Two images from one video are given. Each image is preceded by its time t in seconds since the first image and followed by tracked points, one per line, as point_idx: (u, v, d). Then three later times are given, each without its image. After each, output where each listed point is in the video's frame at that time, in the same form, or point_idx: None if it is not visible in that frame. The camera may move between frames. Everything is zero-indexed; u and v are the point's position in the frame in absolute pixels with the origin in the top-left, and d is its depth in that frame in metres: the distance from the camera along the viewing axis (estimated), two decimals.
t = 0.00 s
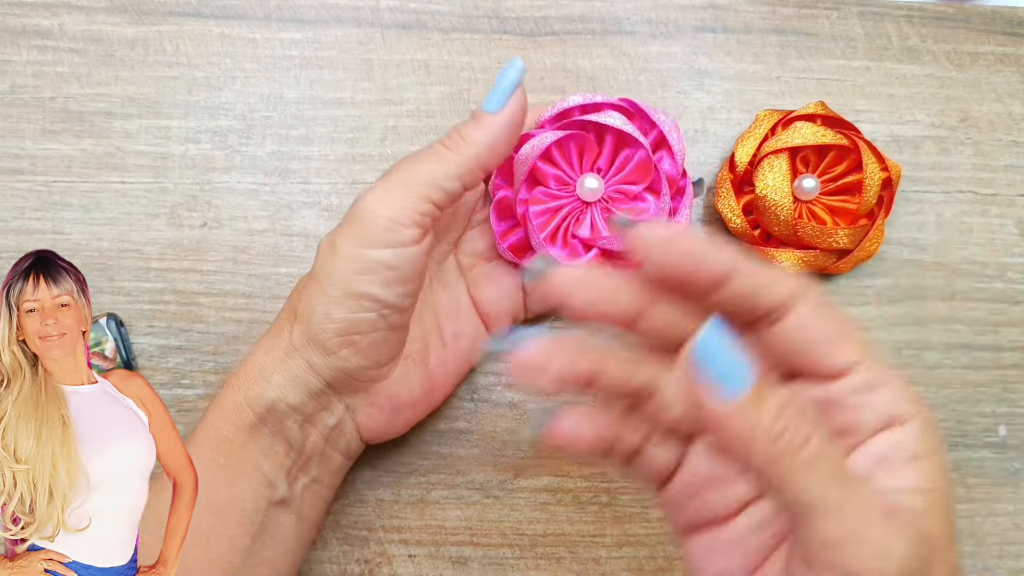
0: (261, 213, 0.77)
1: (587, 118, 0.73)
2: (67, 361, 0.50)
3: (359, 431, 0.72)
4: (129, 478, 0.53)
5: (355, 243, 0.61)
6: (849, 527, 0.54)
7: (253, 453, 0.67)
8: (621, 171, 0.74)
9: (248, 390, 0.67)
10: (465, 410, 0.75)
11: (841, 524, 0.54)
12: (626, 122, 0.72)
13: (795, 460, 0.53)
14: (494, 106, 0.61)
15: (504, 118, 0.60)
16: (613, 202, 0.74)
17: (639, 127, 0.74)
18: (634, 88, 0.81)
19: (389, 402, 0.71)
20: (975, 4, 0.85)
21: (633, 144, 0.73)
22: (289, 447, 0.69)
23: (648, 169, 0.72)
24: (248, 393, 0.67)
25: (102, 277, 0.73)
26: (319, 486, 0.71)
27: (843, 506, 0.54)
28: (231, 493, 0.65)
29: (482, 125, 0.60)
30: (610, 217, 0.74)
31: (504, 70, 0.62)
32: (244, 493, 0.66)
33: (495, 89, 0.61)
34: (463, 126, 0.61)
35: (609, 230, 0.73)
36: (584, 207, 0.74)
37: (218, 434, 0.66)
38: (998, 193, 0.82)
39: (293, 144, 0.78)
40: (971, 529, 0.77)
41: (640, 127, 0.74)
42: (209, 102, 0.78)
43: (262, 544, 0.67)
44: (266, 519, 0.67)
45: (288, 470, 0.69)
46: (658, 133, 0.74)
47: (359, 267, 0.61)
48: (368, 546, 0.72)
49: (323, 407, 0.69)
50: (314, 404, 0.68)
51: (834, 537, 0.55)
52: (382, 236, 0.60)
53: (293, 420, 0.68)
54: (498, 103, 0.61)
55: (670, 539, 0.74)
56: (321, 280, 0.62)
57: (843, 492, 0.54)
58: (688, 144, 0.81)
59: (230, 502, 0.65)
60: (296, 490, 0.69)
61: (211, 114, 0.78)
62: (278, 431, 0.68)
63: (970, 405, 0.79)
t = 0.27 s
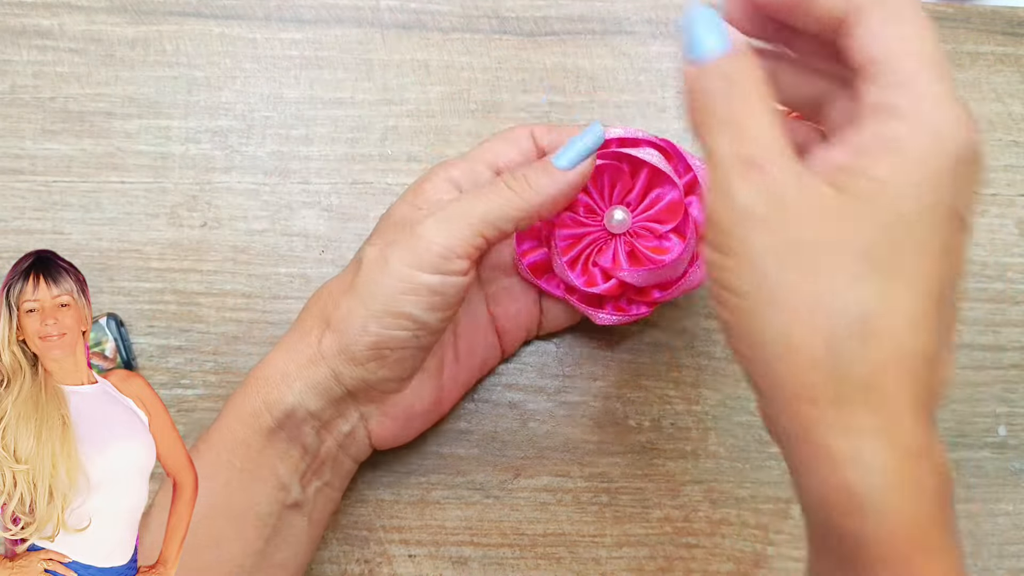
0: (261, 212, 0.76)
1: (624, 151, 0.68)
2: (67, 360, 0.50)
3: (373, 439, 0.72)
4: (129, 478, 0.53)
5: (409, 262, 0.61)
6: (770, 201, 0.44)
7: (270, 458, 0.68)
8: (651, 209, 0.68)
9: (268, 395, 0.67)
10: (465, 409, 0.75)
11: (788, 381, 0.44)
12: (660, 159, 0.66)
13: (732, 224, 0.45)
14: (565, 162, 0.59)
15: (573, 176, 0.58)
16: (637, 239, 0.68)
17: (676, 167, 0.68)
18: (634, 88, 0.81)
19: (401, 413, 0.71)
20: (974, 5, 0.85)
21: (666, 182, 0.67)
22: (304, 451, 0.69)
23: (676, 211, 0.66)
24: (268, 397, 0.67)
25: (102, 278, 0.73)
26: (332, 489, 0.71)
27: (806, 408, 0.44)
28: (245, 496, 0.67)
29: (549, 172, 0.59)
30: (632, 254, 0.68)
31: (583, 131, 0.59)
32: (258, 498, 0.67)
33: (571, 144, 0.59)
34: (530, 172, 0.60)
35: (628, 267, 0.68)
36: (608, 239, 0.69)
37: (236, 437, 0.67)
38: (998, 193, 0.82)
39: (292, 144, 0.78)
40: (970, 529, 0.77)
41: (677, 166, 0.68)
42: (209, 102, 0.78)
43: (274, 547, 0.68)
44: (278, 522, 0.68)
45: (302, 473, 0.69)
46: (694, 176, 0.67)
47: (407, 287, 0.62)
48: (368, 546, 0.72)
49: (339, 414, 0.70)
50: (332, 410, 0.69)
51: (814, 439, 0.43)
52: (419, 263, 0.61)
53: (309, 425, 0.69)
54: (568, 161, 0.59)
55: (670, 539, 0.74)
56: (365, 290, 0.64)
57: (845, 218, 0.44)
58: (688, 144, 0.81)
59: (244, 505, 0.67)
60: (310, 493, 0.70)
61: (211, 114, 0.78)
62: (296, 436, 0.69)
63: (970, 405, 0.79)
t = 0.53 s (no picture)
0: (261, 213, 0.77)
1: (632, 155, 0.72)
2: (67, 361, 0.50)
3: (372, 437, 0.72)
4: (129, 478, 0.53)
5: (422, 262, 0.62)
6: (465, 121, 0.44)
7: (272, 456, 0.67)
8: (656, 213, 0.73)
9: (269, 394, 0.66)
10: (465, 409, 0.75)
11: (510, 398, 0.38)
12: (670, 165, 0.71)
13: (464, 187, 0.42)
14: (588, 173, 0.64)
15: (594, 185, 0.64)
16: (643, 240, 0.72)
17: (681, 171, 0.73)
18: (634, 88, 0.82)
19: (404, 413, 0.71)
20: (974, 5, 0.85)
21: (671, 186, 0.72)
22: (306, 450, 0.68)
23: (686, 214, 0.71)
24: (269, 397, 0.66)
25: (102, 278, 0.73)
26: (332, 485, 0.71)
27: (542, 391, 0.37)
28: (248, 496, 0.65)
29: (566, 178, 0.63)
30: (638, 255, 0.72)
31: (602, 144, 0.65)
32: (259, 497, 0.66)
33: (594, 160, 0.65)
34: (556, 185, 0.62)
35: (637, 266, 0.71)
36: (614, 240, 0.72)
37: (239, 434, 0.65)
38: (998, 193, 0.82)
39: (292, 144, 0.78)
40: (970, 529, 0.77)
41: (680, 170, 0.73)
42: (209, 102, 0.78)
43: (273, 545, 0.67)
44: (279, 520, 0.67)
45: (303, 471, 0.68)
46: (699, 179, 0.73)
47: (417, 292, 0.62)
48: (368, 546, 0.72)
49: (341, 412, 0.69)
50: (335, 409, 0.68)
51: (537, 450, 0.37)
52: (433, 266, 0.61)
53: (311, 425, 0.68)
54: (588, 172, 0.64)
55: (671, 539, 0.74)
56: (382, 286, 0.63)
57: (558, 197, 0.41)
58: (688, 144, 0.81)
59: (247, 503, 0.65)
60: (310, 491, 0.69)
61: (211, 114, 0.78)
62: (297, 436, 0.68)
63: (970, 405, 0.79)
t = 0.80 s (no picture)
0: (260, 213, 0.77)
1: (618, 130, 0.72)
2: (67, 361, 0.49)
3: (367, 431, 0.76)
4: (130, 478, 0.52)
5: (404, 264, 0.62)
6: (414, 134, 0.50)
7: (270, 452, 0.69)
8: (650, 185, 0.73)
9: (266, 388, 0.69)
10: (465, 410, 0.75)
11: (407, 393, 0.43)
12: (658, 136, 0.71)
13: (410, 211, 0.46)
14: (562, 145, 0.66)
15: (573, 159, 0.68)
16: (640, 214, 0.72)
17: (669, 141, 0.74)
18: (634, 88, 0.82)
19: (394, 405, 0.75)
20: (976, 5, 0.84)
21: (661, 156, 0.73)
22: (303, 445, 0.72)
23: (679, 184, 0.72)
24: (267, 390, 0.68)
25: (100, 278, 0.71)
26: (330, 482, 0.75)
27: (453, 403, 0.41)
28: (245, 491, 0.66)
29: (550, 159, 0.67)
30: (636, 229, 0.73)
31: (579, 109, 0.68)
32: (256, 492, 0.67)
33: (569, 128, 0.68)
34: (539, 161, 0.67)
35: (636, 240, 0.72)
36: (610, 218, 0.73)
37: (233, 431, 0.66)
38: (999, 193, 0.82)
39: (292, 143, 0.78)
40: (970, 529, 0.77)
41: (668, 139, 0.73)
42: (209, 102, 0.78)
43: (271, 542, 0.68)
44: (278, 516, 0.68)
45: (302, 468, 0.72)
46: (687, 147, 0.73)
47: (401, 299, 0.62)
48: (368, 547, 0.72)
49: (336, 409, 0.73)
50: (331, 405, 0.72)
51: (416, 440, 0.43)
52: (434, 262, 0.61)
53: (309, 420, 0.71)
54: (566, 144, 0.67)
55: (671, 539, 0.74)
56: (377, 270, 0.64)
57: (512, 223, 0.45)
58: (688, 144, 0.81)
59: (246, 501, 0.66)
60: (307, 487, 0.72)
61: (210, 114, 0.78)
62: (295, 431, 0.71)
63: (971, 405, 0.79)
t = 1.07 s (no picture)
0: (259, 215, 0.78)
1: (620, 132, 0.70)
2: (67, 360, 0.46)
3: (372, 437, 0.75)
4: (130, 477, 0.49)
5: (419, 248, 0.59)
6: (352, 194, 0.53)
7: (271, 455, 0.68)
8: (653, 187, 0.72)
9: (272, 389, 0.71)
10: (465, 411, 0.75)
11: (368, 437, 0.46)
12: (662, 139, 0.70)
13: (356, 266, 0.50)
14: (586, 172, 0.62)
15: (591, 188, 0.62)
16: (643, 216, 0.72)
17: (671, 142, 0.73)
18: (634, 88, 0.81)
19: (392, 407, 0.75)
20: (977, 4, 0.84)
21: (665, 158, 0.72)
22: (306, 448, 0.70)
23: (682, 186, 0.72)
24: (272, 392, 0.71)
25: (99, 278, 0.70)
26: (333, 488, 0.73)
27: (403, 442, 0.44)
28: (247, 492, 0.64)
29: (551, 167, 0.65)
30: (639, 231, 0.72)
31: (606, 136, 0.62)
32: (256, 495, 0.65)
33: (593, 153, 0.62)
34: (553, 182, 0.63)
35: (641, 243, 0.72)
36: (614, 220, 0.72)
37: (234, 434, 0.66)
38: (999, 193, 0.82)
39: (291, 143, 0.79)
40: (970, 530, 0.77)
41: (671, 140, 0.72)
42: (207, 101, 0.78)
43: (273, 546, 0.66)
44: (278, 520, 0.67)
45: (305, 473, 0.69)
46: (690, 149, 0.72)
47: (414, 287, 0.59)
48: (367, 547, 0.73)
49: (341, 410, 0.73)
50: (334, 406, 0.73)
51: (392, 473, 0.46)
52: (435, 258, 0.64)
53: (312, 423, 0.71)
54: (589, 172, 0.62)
55: (671, 539, 0.74)
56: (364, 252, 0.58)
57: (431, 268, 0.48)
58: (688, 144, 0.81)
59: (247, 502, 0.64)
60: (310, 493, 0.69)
61: (210, 113, 0.78)
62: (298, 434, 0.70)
63: (971, 405, 0.79)
